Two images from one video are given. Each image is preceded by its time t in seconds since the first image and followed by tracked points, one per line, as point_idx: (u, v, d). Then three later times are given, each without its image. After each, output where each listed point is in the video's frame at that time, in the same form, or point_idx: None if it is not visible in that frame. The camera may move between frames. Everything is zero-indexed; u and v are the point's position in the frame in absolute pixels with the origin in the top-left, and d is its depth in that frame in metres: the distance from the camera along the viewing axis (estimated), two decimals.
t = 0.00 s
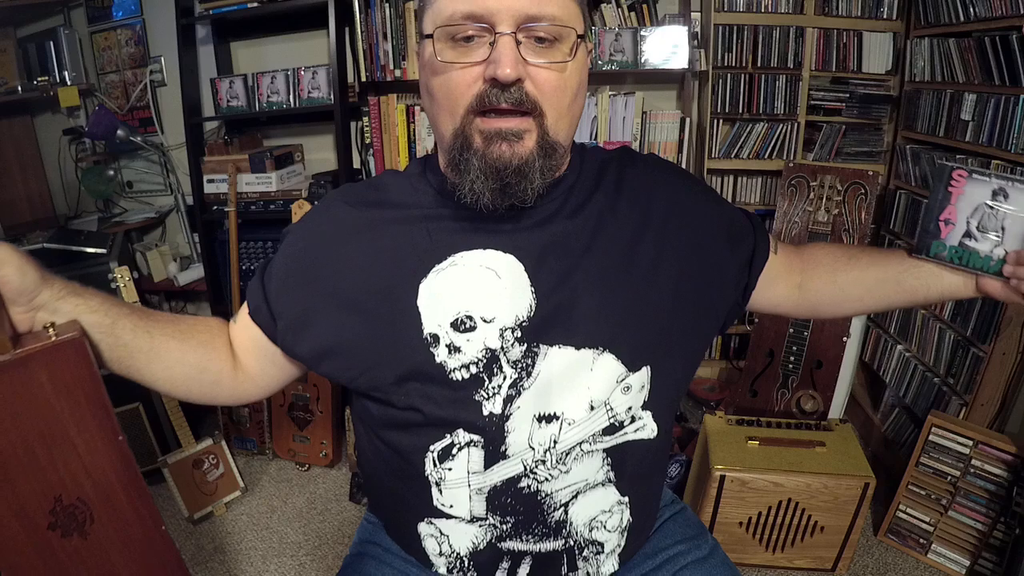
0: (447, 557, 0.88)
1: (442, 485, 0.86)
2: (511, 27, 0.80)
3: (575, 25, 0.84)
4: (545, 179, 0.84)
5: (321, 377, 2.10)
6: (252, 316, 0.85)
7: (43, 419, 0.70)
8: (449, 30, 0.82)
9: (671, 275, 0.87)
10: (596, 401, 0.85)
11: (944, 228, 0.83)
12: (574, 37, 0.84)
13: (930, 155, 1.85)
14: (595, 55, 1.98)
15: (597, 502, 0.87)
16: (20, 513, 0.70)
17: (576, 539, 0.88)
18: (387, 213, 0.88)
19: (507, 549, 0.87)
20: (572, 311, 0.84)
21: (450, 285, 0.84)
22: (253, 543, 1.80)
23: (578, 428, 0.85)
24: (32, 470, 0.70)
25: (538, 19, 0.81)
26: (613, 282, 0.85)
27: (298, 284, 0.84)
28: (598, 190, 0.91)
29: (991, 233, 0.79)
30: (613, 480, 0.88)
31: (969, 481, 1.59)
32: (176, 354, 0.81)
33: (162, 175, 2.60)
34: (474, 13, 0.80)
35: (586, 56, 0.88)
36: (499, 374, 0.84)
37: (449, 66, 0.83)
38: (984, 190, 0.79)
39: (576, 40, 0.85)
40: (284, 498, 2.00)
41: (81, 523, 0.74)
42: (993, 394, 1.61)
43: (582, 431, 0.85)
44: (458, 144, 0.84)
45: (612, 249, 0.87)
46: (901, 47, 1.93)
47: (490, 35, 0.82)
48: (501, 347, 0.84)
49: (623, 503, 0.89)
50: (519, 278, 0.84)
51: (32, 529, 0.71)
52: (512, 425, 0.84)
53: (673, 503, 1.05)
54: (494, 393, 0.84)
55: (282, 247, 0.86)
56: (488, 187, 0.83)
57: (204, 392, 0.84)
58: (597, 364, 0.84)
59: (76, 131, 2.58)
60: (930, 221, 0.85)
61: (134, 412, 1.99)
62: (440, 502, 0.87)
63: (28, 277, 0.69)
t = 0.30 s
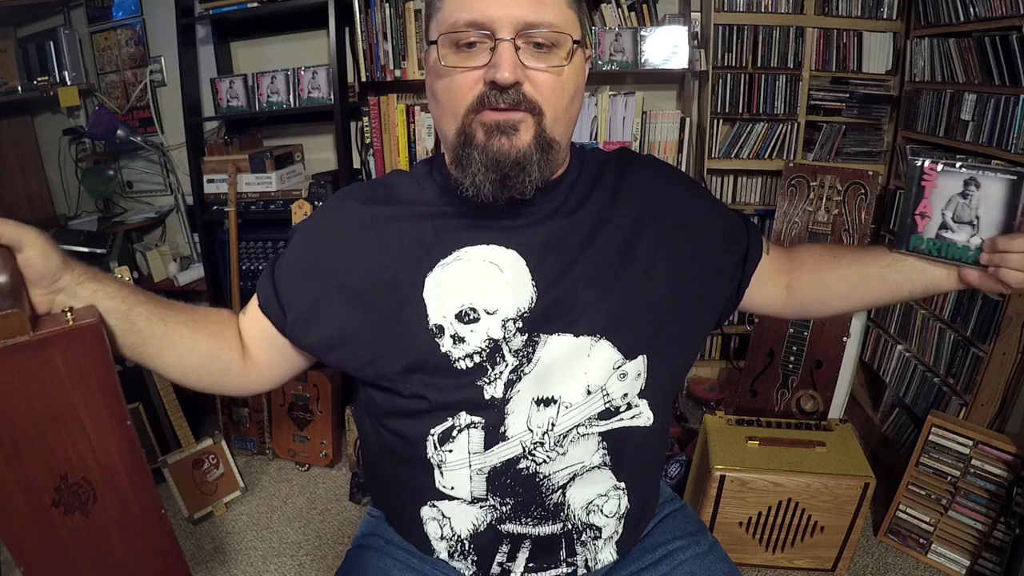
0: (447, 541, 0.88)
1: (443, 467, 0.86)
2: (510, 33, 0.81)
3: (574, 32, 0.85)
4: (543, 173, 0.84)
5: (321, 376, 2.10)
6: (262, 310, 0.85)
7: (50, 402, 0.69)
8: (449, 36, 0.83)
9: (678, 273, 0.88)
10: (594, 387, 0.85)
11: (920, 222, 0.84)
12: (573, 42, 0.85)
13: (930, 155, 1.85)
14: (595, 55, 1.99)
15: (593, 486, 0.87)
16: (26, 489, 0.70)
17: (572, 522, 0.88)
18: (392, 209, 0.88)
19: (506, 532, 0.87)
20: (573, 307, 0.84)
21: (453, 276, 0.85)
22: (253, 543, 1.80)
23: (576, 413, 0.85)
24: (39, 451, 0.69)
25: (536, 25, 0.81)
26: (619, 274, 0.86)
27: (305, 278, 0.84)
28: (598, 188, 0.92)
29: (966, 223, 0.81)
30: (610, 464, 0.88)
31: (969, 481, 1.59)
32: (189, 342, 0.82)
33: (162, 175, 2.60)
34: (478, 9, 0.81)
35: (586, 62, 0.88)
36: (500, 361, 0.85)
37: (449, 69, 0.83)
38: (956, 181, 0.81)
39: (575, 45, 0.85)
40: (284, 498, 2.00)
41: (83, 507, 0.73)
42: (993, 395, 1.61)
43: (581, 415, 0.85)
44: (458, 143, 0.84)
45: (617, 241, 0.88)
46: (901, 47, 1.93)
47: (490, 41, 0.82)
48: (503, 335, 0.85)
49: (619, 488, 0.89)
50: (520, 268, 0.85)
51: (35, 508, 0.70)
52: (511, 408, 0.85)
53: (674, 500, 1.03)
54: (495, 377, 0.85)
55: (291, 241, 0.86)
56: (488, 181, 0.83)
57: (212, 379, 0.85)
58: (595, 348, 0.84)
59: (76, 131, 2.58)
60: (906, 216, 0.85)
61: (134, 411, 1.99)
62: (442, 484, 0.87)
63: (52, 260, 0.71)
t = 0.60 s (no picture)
0: (448, 537, 0.89)
1: (444, 463, 0.86)
2: (511, 33, 0.81)
3: (574, 31, 0.85)
4: (545, 174, 0.84)
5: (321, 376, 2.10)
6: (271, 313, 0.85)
7: (87, 410, 0.67)
8: (450, 37, 0.83)
9: (681, 277, 0.88)
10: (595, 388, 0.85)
11: (847, 275, 0.81)
12: (574, 42, 0.85)
13: (930, 155, 1.85)
14: (595, 56, 1.99)
15: (593, 485, 0.87)
16: (60, 494, 0.68)
17: (571, 520, 0.88)
18: (397, 213, 0.89)
19: (506, 529, 0.87)
20: (575, 307, 0.84)
21: (456, 278, 0.85)
22: (253, 543, 1.80)
23: (577, 412, 0.85)
24: (71, 458, 0.67)
25: (537, 26, 0.81)
26: (625, 275, 0.86)
27: (312, 281, 0.84)
28: (600, 190, 0.92)
29: (878, 288, 0.74)
30: (610, 464, 0.87)
31: (969, 482, 1.59)
32: (215, 348, 0.84)
33: (162, 175, 2.60)
34: (481, 9, 0.81)
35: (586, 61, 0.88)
36: (502, 361, 0.85)
37: (451, 70, 0.84)
38: (869, 244, 0.75)
39: (575, 45, 0.85)
40: (284, 497, 2.00)
41: (120, 512, 0.72)
42: (993, 395, 1.61)
43: (582, 415, 0.85)
44: (461, 144, 0.84)
45: (622, 241, 0.88)
46: (902, 47, 1.93)
47: (491, 42, 0.82)
48: (506, 335, 0.85)
49: (619, 488, 0.89)
50: (524, 269, 0.85)
51: (72, 513, 0.69)
52: (513, 406, 0.85)
53: (675, 503, 1.03)
54: (497, 374, 0.85)
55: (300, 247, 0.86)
56: (491, 182, 0.83)
57: (235, 385, 0.87)
58: (597, 349, 0.85)
59: (76, 131, 2.58)
60: (840, 264, 0.82)
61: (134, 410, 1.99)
62: (442, 479, 0.87)
63: (83, 268, 0.73)
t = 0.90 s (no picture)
0: (444, 537, 0.89)
1: (440, 461, 0.86)
2: (502, 32, 0.81)
3: (567, 31, 0.84)
4: (535, 175, 0.84)
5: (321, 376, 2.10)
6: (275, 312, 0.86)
7: (92, 408, 0.67)
8: (442, 36, 0.83)
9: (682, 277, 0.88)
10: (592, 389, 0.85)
11: (891, 280, 0.82)
12: (567, 41, 0.84)
13: (930, 155, 1.85)
14: (595, 56, 1.99)
15: (588, 485, 0.87)
16: (63, 489, 0.68)
17: (566, 521, 0.88)
18: (397, 213, 0.89)
19: (502, 529, 0.87)
20: (573, 306, 0.84)
21: (454, 279, 0.84)
22: (253, 543, 1.80)
23: (574, 413, 0.85)
24: (75, 455, 0.67)
25: (529, 26, 0.81)
26: (625, 275, 0.86)
27: (313, 281, 0.85)
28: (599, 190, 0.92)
29: (932, 294, 0.77)
30: (606, 466, 0.87)
31: (969, 482, 1.59)
32: (217, 348, 0.84)
33: (162, 175, 2.60)
34: (479, 9, 0.80)
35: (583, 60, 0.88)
36: (500, 362, 0.85)
37: (442, 70, 0.84)
38: (930, 252, 0.75)
39: (569, 44, 0.84)
40: (284, 498, 2.00)
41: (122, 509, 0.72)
42: (993, 395, 1.61)
43: (579, 416, 0.85)
44: (453, 143, 0.84)
45: (621, 241, 0.87)
46: (902, 47, 1.93)
47: (481, 41, 0.82)
48: (503, 337, 0.85)
49: (615, 488, 0.89)
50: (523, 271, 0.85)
51: (75, 509, 0.69)
52: (510, 406, 0.85)
53: (675, 504, 1.03)
54: (494, 375, 0.85)
55: (304, 246, 0.87)
56: (479, 182, 0.83)
57: (239, 383, 0.87)
58: (596, 351, 0.84)
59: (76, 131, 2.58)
60: (881, 268, 0.82)
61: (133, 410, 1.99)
62: (439, 478, 0.87)
63: (89, 267, 0.72)
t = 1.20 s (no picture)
0: (445, 543, 0.89)
1: (443, 470, 0.86)
2: (510, 42, 0.81)
3: (576, 40, 0.84)
4: (544, 189, 0.84)
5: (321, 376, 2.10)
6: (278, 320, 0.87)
7: (92, 424, 0.68)
8: (449, 45, 0.83)
9: (686, 287, 0.88)
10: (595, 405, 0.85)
11: (907, 297, 0.82)
12: (576, 51, 0.84)
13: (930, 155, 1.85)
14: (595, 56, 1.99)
15: (590, 496, 0.87)
16: (66, 506, 0.68)
17: (567, 530, 0.88)
18: (400, 221, 0.89)
19: (503, 537, 0.87)
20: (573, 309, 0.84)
21: (457, 296, 0.84)
22: (253, 543, 1.80)
23: (577, 429, 0.85)
24: (77, 471, 0.68)
25: (537, 31, 0.81)
26: (628, 288, 0.86)
27: (317, 290, 0.86)
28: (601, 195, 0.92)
29: (948, 314, 0.78)
30: (608, 477, 0.87)
31: (969, 481, 1.59)
32: (217, 358, 0.84)
33: (162, 175, 2.60)
34: (480, 12, 0.80)
35: (592, 69, 0.87)
36: (503, 379, 0.85)
37: (449, 80, 0.84)
38: (950, 271, 0.76)
39: (578, 54, 0.84)
40: (284, 497, 2.00)
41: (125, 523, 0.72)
42: (993, 395, 1.61)
43: (582, 431, 0.85)
44: (460, 155, 0.84)
45: (624, 251, 0.87)
46: (901, 47, 1.93)
47: (490, 50, 0.82)
48: (506, 356, 0.84)
49: (618, 497, 0.89)
50: (526, 288, 0.85)
51: (76, 526, 0.69)
52: (512, 420, 0.85)
53: (677, 505, 1.02)
54: (496, 392, 0.85)
55: (308, 254, 0.88)
56: (488, 198, 0.83)
57: (241, 390, 0.88)
58: (600, 368, 0.84)
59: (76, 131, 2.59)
60: (898, 284, 0.83)
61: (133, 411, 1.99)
62: (441, 486, 0.87)
63: (86, 284, 0.72)
